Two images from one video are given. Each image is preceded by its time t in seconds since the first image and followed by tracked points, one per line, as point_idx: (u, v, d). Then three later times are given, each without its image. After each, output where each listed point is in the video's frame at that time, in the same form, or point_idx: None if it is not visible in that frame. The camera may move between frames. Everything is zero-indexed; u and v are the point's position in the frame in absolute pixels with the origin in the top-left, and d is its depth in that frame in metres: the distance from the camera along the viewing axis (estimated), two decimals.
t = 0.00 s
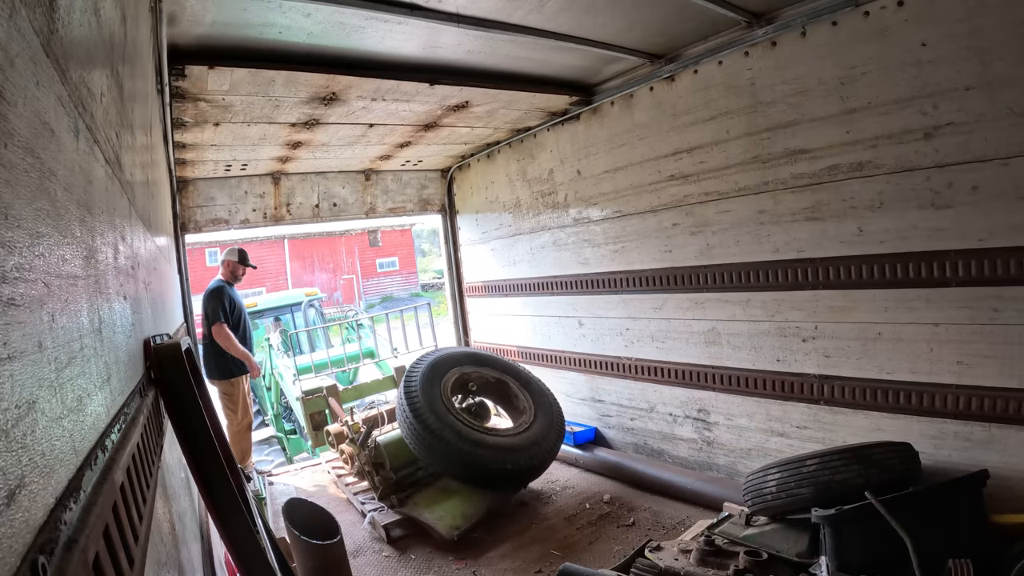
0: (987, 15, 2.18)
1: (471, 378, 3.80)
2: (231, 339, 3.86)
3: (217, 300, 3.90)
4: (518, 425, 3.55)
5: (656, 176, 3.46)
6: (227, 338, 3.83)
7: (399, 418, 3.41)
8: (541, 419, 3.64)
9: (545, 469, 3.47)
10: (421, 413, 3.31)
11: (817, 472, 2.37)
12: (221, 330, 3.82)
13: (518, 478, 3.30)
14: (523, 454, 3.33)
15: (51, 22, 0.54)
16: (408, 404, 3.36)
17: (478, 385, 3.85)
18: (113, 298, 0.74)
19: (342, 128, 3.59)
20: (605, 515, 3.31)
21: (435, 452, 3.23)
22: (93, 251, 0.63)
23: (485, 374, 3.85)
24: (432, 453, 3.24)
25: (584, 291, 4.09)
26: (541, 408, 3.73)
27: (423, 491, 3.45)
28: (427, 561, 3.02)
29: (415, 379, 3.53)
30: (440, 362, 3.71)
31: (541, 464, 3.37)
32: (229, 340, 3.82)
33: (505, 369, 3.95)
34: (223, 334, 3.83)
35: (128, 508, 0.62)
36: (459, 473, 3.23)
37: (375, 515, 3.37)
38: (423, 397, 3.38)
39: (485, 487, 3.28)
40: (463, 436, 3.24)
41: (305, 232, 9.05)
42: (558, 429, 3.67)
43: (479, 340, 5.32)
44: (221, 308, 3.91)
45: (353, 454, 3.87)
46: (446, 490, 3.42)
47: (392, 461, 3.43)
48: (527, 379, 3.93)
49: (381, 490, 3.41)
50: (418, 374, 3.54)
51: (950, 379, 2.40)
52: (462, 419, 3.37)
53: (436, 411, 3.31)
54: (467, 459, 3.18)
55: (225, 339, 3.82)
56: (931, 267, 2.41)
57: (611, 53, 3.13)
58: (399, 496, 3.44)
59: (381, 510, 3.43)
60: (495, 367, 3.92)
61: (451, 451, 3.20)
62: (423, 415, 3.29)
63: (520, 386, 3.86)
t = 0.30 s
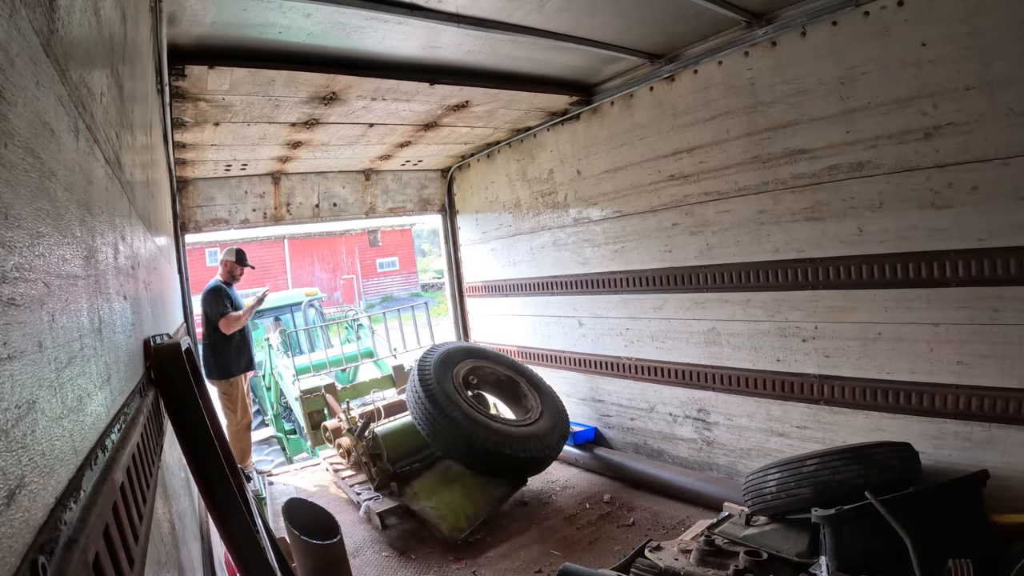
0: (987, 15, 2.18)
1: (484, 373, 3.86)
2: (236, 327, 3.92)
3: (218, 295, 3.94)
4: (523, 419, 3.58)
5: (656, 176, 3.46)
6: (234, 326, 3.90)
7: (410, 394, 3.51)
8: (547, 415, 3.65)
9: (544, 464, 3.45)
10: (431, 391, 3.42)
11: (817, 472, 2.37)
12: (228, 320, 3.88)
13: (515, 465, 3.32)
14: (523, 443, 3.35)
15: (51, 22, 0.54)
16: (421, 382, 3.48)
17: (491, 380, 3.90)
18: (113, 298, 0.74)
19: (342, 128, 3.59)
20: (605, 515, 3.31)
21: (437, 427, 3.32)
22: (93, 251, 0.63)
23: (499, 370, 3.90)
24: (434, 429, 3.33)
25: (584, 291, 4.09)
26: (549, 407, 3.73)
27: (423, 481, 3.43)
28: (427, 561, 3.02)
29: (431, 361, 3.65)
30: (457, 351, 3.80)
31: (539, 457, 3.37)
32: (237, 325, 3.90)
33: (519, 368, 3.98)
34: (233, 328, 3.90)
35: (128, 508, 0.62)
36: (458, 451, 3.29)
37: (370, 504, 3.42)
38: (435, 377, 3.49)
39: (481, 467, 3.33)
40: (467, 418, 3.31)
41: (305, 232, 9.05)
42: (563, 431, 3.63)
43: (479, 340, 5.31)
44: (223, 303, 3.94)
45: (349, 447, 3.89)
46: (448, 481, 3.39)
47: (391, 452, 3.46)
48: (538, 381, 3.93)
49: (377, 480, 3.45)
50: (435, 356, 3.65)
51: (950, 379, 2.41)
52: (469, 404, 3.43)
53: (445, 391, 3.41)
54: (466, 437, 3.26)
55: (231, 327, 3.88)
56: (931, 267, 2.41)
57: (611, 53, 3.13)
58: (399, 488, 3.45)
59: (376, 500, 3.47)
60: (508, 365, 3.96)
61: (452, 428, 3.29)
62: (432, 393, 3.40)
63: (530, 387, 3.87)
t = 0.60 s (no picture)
0: (987, 15, 2.18)
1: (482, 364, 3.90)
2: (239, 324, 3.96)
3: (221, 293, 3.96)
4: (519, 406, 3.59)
5: (656, 176, 3.46)
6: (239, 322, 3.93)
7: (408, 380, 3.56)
8: (545, 403, 3.66)
9: (538, 450, 3.45)
10: (427, 376, 3.44)
11: (817, 472, 2.37)
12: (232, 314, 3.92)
13: (510, 449, 3.32)
14: (518, 427, 3.35)
15: (51, 22, 0.54)
16: (418, 368, 3.51)
17: (489, 373, 3.93)
18: (113, 298, 0.74)
19: (342, 128, 3.59)
20: (605, 515, 3.31)
21: (432, 411, 3.33)
22: (93, 251, 0.63)
23: (496, 362, 3.95)
24: (429, 412, 3.34)
25: (584, 291, 4.09)
26: (547, 396, 3.74)
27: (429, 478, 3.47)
28: (427, 561, 3.01)
29: (431, 349, 3.71)
30: (456, 341, 3.87)
31: (534, 441, 3.36)
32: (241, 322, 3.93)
33: (517, 361, 4.04)
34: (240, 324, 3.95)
35: (128, 508, 0.62)
36: (452, 434, 3.29)
37: (369, 493, 3.51)
38: (433, 362, 3.54)
39: (475, 451, 3.32)
40: (462, 400, 3.33)
41: (305, 232, 9.05)
42: (560, 420, 3.63)
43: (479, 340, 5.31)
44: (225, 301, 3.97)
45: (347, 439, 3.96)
46: (453, 482, 3.41)
47: (388, 441, 3.54)
48: (536, 373, 3.98)
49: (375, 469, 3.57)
50: (433, 345, 3.71)
51: (950, 379, 2.41)
52: (465, 389, 3.46)
53: (442, 376, 3.45)
54: (459, 419, 3.26)
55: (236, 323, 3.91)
56: (931, 267, 2.41)
57: (611, 53, 3.13)
58: (404, 483, 3.49)
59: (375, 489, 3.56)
60: (506, 358, 4.01)
61: (447, 411, 3.29)
62: (428, 378, 3.43)
63: (529, 378, 3.91)
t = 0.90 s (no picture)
0: (987, 15, 2.18)
1: (477, 355, 3.95)
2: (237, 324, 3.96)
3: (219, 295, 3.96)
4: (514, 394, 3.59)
5: (656, 176, 3.46)
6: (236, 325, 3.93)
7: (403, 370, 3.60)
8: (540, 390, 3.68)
9: (534, 435, 3.42)
10: (420, 364, 3.48)
11: (817, 472, 2.37)
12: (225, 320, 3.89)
13: (504, 433, 3.30)
14: (511, 411, 3.34)
15: (51, 22, 0.54)
16: (412, 357, 3.55)
17: (484, 364, 3.98)
18: (113, 298, 0.74)
19: (342, 128, 3.59)
20: (605, 515, 3.31)
21: (425, 396, 3.34)
22: (93, 251, 0.63)
23: (492, 353, 4.00)
24: (423, 398, 3.35)
25: (584, 291, 4.09)
26: (543, 385, 3.75)
27: (435, 472, 3.30)
28: (426, 561, 3.01)
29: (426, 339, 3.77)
30: (452, 332, 3.93)
31: (528, 425, 3.34)
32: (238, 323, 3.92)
33: (514, 353, 4.07)
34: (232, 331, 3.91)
35: (128, 508, 0.62)
36: (445, 418, 3.30)
37: (366, 481, 3.54)
38: (427, 350, 3.58)
39: (469, 436, 3.31)
40: (455, 385, 3.35)
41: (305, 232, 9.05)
42: (556, 407, 3.62)
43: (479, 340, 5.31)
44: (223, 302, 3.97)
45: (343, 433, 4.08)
46: (463, 479, 3.26)
47: (383, 429, 3.70)
48: (531, 363, 4.03)
49: (371, 458, 3.69)
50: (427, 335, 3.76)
51: (950, 379, 2.41)
52: (459, 376, 3.48)
53: (435, 362, 3.48)
54: (452, 402, 3.27)
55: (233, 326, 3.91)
56: (931, 267, 2.41)
57: (611, 53, 3.13)
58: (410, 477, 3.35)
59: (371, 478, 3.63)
60: (501, 349, 4.06)
61: (440, 395, 3.30)
62: (422, 366, 3.46)
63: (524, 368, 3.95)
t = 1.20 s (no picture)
0: (987, 15, 2.18)
1: (473, 351, 3.98)
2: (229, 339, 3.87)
3: (215, 301, 3.91)
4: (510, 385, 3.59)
5: (656, 176, 3.46)
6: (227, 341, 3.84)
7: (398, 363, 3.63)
8: (535, 381, 3.69)
9: (530, 424, 3.41)
10: (415, 355, 3.51)
11: (817, 472, 2.37)
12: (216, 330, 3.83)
13: (499, 421, 3.29)
14: (506, 399, 3.34)
15: (51, 22, 0.54)
16: (407, 349, 3.58)
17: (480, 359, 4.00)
18: (113, 299, 0.74)
19: (342, 128, 3.59)
20: (605, 515, 3.31)
21: (420, 385, 3.36)
22: (93, 251, 0.63)
23: (487, 349, 4.02)
24: (417, 387, 3.37)
25: (584, 291, 4.09)
26: (538, 377, 3.76)
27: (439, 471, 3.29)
28: (427, 560, 3.01)
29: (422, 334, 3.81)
30: (447, 328, 3.97)
31: (523, 413, 3.33)
32: (231, 342, 3.83)
33: (510, 349, 4.08)
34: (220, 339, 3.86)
35: (128, 508, 0.62)
36: (440, 407, 3.30)
37: (363, 476, 3.56)
38: (421, 343, 3.62)
39: (464, 424, 3.31)
40: (449, 374, 3.37)
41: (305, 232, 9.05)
42: (551, 398, 3.61)
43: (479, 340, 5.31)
44: (219, 309, 3.92)
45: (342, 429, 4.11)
46: (467, 475, 3.28)
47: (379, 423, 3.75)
48: (528, 358, 4.04)
49: (369, 451, 3.71)
50: (422, 330, 3.80)
51: (950, 379, 2.40)
52: (454, 367, 3.50)
53: (430, 353, 3.51)
54: (446, 390, 3.29)
55: (224, 342, 3.82)
56: (931, 267, 2.41)
57: (611, 53, 3.13)
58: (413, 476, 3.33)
59: (369, 472, 3.65)
60: (496, 344, 4.09)
61: (434, 383, 3.32)
62: (417, 356, 3.49)
63: (519, 361, 3.96)
